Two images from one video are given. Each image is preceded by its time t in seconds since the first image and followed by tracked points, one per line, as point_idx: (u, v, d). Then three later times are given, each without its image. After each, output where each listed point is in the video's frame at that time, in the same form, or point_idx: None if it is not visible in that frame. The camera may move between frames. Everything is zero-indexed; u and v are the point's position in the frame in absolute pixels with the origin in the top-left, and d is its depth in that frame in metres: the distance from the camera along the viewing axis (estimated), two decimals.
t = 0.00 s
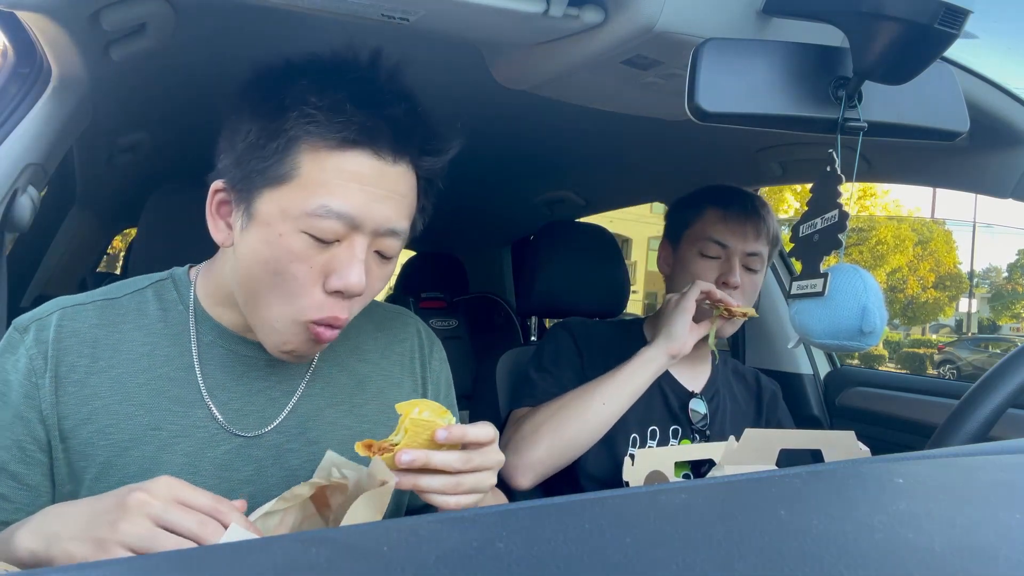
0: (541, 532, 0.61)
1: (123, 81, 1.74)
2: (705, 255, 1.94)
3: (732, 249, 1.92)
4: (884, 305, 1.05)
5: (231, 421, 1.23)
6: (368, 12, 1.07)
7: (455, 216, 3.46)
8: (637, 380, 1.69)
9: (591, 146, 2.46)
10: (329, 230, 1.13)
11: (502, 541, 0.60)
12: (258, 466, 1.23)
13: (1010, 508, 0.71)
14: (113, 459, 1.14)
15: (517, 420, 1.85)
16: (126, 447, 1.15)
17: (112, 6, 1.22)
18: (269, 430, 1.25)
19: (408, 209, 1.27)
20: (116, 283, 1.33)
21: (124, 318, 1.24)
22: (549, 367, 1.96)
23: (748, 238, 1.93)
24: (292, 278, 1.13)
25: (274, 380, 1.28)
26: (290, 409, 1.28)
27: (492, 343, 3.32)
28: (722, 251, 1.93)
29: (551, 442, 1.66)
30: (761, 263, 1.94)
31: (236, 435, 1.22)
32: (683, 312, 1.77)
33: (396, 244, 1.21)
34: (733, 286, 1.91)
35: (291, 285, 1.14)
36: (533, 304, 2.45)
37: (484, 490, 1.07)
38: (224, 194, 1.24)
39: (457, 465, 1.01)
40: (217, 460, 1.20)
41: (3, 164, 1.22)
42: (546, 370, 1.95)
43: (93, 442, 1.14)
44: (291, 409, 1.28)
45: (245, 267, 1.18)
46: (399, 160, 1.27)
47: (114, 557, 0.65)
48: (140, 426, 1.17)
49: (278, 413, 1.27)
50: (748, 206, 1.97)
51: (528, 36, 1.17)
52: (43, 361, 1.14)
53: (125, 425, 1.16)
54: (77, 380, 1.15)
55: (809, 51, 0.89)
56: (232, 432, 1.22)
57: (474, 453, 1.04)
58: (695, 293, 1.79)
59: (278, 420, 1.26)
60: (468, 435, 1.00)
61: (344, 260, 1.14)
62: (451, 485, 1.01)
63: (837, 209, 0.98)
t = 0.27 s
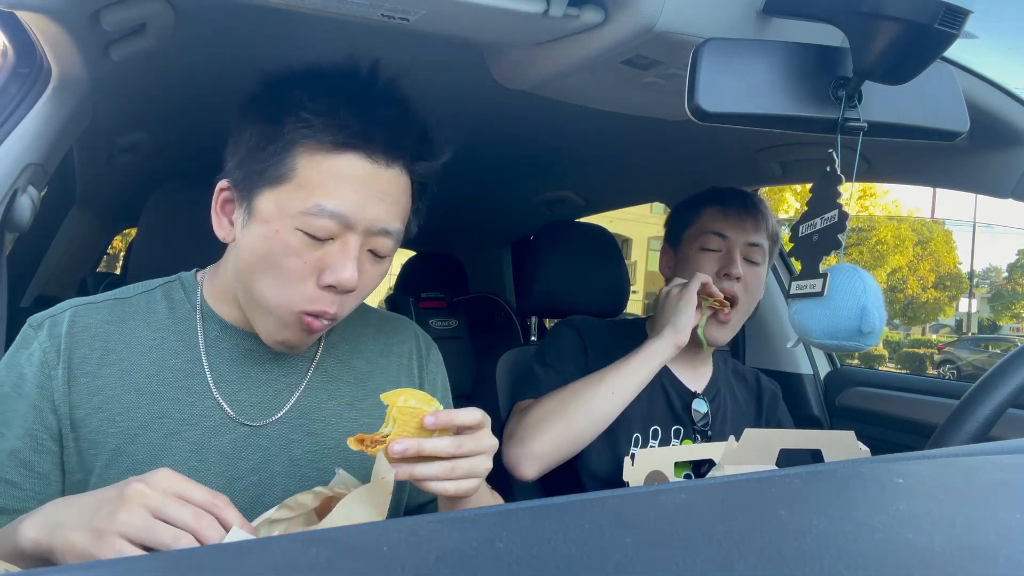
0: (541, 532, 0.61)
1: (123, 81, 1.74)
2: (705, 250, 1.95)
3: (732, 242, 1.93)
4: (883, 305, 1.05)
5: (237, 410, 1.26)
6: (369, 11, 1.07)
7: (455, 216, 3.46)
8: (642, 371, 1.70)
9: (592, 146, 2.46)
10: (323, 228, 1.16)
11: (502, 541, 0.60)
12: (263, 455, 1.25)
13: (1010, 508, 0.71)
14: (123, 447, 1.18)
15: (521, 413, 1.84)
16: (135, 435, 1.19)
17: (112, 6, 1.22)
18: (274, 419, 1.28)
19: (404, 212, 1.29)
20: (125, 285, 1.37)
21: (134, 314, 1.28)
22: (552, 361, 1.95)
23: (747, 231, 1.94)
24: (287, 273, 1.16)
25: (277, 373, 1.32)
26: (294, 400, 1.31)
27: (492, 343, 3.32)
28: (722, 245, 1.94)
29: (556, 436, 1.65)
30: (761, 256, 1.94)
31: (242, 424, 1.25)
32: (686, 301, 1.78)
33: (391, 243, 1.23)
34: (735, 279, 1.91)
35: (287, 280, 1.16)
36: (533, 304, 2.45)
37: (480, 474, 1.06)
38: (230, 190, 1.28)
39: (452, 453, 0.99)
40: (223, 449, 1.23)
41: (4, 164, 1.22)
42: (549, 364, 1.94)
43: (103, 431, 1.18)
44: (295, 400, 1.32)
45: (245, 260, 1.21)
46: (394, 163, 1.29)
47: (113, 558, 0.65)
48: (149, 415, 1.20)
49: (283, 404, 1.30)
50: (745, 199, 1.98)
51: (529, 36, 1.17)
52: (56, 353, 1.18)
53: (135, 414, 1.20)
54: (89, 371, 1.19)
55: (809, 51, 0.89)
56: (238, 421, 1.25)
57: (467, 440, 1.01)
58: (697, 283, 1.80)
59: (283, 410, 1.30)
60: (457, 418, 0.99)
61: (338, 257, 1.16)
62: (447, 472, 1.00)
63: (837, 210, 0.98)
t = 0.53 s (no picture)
0: (541, 532, 0.61)
1: (123, 81, 1.74)
2: (702, 250, 1.97)
3: (729, 243, 1.94)
4: (883, 305, 1.06)
5: (240, 403, 1.30)
6: (369, 11, 1.07)
7: (455, 216, 3.46)
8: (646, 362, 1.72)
9: (591, 146, 2.46)
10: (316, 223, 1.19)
11: (502, 541, 0.60)
12: (264, 447, 1.29)
13: (1009, 509, 0.71)
14: (129, 437, 1.21)
15: (524, 408, 1.83)
16: (142, 426, 1.22)
17: (112, 6, 1.22)
18: (276, 412, 1.33)
19: (396, 213, 1.32)
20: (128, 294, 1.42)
21: (139, 315, 1.33)
22: (556, 359, 1.94)
23: (746, 232, 1.94)
24: (280, 267, 1.19)
25: (278, 370, 1.36)
26: (295, 394, 1.36)
27: (492, 343, 3.32)
28: (720, 246, 1.95)
29: (561, 429, 1.65)
30: (761, 257, 1.93)
31: (244, 417, 1.30)
32: (687, 297, 1.80)
33: (382, 242, 1.26)
34: (730, 280, 1.91)
35: (280, 274, 1.19)
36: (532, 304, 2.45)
37: (488, 476, 1.05)
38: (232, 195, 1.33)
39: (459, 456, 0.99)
40: (227, 440, 1.27)
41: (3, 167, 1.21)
42: (552, 362, 1.93)
43: (111, 423, 1.21)
44: (296, 395, 1.36)
45: (245, 259, 1.25)
46: (386, 168, 1.34)
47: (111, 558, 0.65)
48: (155, 408, 1.24)
49: (285, 398, 1.35)
50: (746, 202, 1.98)
51: (529, 36, 1.17)
52: (66, 349, 1.21)
53: (141, 407, 1.23)
54: (97, 366, 1.23)
55: (809, 51, 0.89)
56: (241, 413, 1.30)
57: (473, 442, 1.01)
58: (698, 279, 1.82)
59: (284, 403, 1.34)
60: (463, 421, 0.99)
61: (330, 252, 1.19)
62: (457, 475, 1.00)
63: (837, 209, 0.98)
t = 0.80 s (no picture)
0: (541, 532, 0.61)
1: (123, 81, 1.74)
2: (701, 250, 1.98)
3: (728, 243, 1.94)
4: (883, 305, 1.06)
5: (242, 399, 1.33)
6: (369, 12, 1.07)
7: (455, 216, 3.46)
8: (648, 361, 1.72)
9: (591, 146, 2.46)
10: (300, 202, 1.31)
11: (502, 541, 0.60)
12: (264, 441, 1.31)
13: (1009, 509, 0.71)
14: (132, 433, 1.23)
15: (526, 408, 1.83)
16: (145, 422, 1.25)
17: (112, 6, 1.22)
18: (277, 408, 1.35)
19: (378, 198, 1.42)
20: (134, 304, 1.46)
21: (144, 319, 1.36)
22: (558, 359, 1.94)
23: (744, 232, 1.94)
24: (268, 248, 1.27)
25: (279, 370, 1.38)
26: (296, 392, 1.38)
27: (492, 343, 3.32)
28: (718, 246, 1.95)
29: (563, 433, 1.65)
30: (760, 256, 1.93)
31: (246, 412, 1.32)
32: (686, 295, 1.80)
33: (363, 222, 1.37)
34: (729, 279, 1.91)
35: (267, 255, 1.26)
36: (532, 304, 2.44)
37: (462, 460, 1.06)
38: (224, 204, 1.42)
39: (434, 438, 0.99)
40: (228, 435, 1.29)
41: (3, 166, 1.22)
42: (553, 362, 1.93)
43: (115, 419, 1.23)
44: (297, 393, 1.38)
45: (237, 254, 1.34)
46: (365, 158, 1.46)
47: (111, 558, 0.65)
48: (159, 404, 1.27)
49: (287, 395, 1.37)
50: (745, 202, 1.98)
51: (530, 36, 1.17)
52: (72, 350, 1.25)
53: (145, 403, 1.26)
54: (102, 365, 1.26)
55: (809, 51, 0.89)
56: (242, 409, 1.32)
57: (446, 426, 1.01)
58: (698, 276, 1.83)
59: (285, 400, 1.36)
60: (435, 404, 1.00)
61: (313, 227, 1.29)
62: (430, 456, 0.99)
63: (837, 209, 0.98)
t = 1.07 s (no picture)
0: (541, 532, 0.61)
1: (123, 81, 1.74)
2: (694, 247, 1.98)
3: (721, 238, 1.95)
4: (882, 305, 1.05)
5: (229, 393, 1.37)
6: (369, 12, 1.07)
7: (455, 216, 3.45)
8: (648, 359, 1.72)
9: (592, 146, 2.46)
10: (274, 185, 1.45)
11: (502, 541, 0.60)
12: (252, 434, 1.34)
13: (1009, 508, 0.71)
14: (122, 427, 1.27)
15: (527, 410, 1.83)
16: (134, 416, 1.29)
17: (113, 5, 1.21)
18: (264, 401, 1.39)
19: (350, 184, 1.56)
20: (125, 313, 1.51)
21: (133, 325, 1.42)
22: (557, 359, 1.94)
23: (737, 228, 1.95)
24: (246, 226, 1.39)
25: (265, 366, 1.44)
26: (282, 387, 1.42)
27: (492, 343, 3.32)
28: (711, 242, 1.96)
29: (562, 433, 1.65)
30: (755, 252, 1.94)
31: (233, 405, 1.36)
32: (684, 287, 1.80)
33: (332, 204, 1.49)
34: (724, 274, 1.90)
35: (244, 232, 1.38)
36: (531, 305, 2.44)
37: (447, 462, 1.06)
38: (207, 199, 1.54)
39: (415, 436, 0.99)
40: (216, 427, 1.33)
41: (3, 166, 1.22)
42: (552, 363, 1.93)
43: (104, 415, 1.27)
44: (284, 388, 1.43)
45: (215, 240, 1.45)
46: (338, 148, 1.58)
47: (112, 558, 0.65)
48: (148, 399, 1.31)
49: (274, 390, 1.41)
50: (735, 196, 2.00)
51: (530, 36, 1.17)
52: (63, 352, 1.31)
53: (134, 399, 1.30)
54: (92, 366, 1.32)
55: (809, 51, 0.89)
56: (230, 402, 1.36)
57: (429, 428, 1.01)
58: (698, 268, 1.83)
59: (273, 394, 1.41)
60: (415, 404, 1.01)
61: (287, 206, 1.42)
62: (413, 461, 1.00)
63: (837, 210, 0.98)
